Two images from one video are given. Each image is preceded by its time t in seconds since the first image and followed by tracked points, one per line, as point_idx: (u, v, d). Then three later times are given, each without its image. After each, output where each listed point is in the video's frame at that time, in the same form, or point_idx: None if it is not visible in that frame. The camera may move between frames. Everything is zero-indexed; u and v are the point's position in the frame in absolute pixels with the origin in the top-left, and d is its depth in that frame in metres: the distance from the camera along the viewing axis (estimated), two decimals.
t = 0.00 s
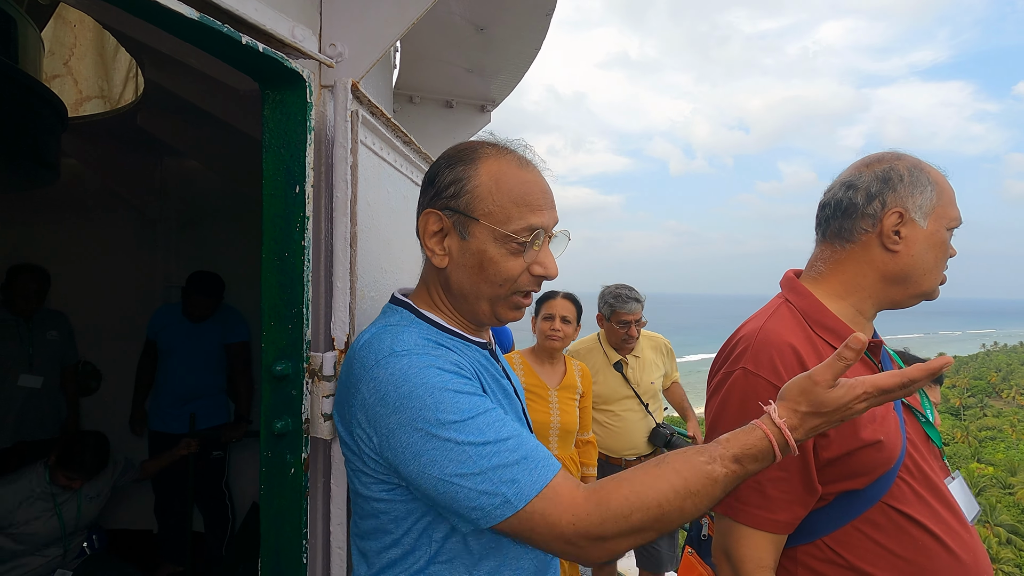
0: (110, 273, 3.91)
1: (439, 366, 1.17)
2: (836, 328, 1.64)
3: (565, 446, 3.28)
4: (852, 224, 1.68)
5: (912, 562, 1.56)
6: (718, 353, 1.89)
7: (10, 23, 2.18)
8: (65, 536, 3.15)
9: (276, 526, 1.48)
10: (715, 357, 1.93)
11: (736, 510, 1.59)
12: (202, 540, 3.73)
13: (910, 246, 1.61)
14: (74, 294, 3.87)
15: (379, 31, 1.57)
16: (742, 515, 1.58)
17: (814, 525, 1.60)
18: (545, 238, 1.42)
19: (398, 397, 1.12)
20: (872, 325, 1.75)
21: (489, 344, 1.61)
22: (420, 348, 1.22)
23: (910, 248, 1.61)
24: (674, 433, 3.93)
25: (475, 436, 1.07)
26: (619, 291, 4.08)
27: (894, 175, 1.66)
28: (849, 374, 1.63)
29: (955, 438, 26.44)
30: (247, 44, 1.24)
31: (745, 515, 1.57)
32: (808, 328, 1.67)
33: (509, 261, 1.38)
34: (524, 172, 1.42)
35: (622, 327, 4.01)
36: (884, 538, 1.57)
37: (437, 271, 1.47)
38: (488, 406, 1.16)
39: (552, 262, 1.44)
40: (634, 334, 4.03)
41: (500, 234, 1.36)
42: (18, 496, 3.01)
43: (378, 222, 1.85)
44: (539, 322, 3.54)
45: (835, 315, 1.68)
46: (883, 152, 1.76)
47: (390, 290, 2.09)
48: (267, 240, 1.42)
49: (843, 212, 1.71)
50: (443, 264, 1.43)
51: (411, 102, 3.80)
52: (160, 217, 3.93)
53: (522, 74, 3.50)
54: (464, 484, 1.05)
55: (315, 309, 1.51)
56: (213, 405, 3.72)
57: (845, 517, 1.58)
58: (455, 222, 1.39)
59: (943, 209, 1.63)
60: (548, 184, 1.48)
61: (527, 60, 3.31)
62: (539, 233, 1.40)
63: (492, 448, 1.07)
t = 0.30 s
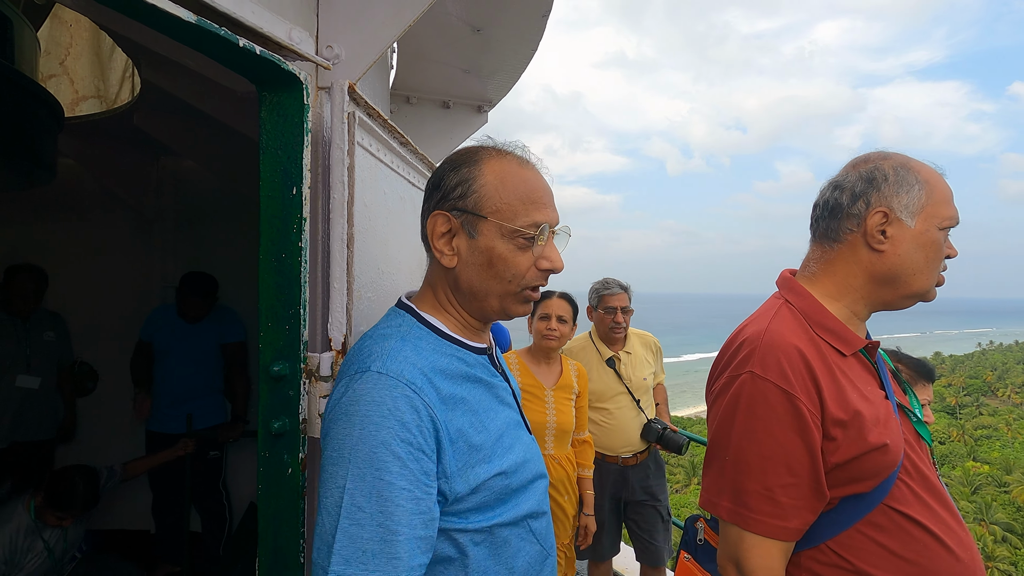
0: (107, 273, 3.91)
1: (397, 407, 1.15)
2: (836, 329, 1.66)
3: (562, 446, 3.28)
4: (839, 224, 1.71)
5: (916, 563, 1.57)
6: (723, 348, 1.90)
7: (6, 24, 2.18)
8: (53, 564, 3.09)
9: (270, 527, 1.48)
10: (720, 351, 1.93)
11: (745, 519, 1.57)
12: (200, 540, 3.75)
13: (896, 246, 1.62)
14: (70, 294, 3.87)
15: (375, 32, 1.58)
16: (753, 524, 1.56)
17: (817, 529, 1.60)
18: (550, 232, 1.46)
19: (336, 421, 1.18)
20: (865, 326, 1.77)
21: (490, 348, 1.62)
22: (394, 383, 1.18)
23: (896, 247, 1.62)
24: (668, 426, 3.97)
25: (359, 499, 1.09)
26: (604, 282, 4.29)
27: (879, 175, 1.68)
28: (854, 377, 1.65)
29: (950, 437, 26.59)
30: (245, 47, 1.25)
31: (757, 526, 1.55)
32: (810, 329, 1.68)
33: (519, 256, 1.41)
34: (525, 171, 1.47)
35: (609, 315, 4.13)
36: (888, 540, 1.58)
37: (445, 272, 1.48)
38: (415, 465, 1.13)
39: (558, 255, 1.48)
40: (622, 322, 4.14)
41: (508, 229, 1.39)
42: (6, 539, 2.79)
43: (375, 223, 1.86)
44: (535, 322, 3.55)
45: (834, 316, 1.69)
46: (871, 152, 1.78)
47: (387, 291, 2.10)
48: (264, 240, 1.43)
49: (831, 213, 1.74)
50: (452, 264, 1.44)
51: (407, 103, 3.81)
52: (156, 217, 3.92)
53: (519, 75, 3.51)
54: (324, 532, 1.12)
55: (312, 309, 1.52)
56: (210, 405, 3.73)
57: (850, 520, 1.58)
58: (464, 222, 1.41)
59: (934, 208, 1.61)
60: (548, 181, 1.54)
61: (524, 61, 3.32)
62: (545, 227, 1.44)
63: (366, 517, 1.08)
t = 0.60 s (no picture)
0: (103, 273, 3.90)
1: (363, 405, 1.16)
2: (847, 331, 1.65)
3: (559, 444, 3.29)
4: (845, 223, 1.72)
5: (928, 567, 1.58)
6: (733, 348, 1.83)
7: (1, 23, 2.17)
8: None
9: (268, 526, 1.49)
10: (729, 352, 1.86)
11: (768, 531, 1.51)
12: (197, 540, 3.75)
13: (903, 245, 1.63)
14: (66, 294, 3.85)
15: (375, 32, 1.59)
16: (778, 538, 1.49)
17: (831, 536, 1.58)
18: (539, 217, 1.47)
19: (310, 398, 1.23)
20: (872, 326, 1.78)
21: (485, 346, 1.63)
22: (367, 381, 1.19)
23: (903, 246, 1.63)
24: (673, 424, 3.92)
25: (300, 480, 1.14)
26: (602, 280, 4.39)
27: (885, 172, 1.68)
28: (868, 380, 1.63)
29: (945, 436, 26.72)
30: (246, 46, 1.26)
31: (782, 539, 1.49)
32: (826, 332, 1.65)
33: (509, 241, 1.42)
34: (510, 159, 1.50)
35: (607, 308, 4.21)
36: (901, 543, 1.58)
37: (439, 267, 1.49)
38: (367, 461, 1.15)
39: (549, 240, 1.48)
40: (620, 314, 4.19)
41: (496, 214, 1.41)
42: None
43: (375, 221, 1.87)
44: (532, 321, 3.56)
45: (846, 317, 1.68)
46: (877, 149, 1.78)
47: (387, 289, 2.11)
48: (265, 239, 1.43)
49: (837, 211, 1.75)
50: (444, 257, 1.45)
51: (406, 102, 3.80)
52: (152, 216, 3.92)
53: (518, 74, 3.52)
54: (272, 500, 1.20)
55: (313, 308, 1.52)
56: (207, 405, 3.73)
57: (864, 526, 1.57)
58: (453, 212, 1.43)
59: (942, 206, 1.62)
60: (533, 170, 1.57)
61: (523, 60, 3.33)
62: (532, 211, 1.45)
63: (302, 497, 1.13)
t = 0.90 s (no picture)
0: (100, 273, 3.89)
1: (363, 401, 1.16)
2: (853, 334, 1.62)
3: (558, 444, 3.30)
4: (847, 221, 1.73)
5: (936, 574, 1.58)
6: (737, 352, 1.78)
7: None
8: None
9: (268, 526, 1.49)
10: (733, 356, 1.81)
11: (783, 547, 1.46)
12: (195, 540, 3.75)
13: (908, 245, 1.64)
14: (62, 294, 3.84)
15: (375, 33, 1.59)
16: (793, 554, 1.45)
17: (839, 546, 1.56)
18: (508, 209, 1.47)
19: (309, 399, 1.21)
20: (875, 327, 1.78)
21: (480, 344, 1.64)
22: (366, 376, 1.19)
23: (908, 245, 1.64)
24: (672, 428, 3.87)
25: (308, 481, 1.13)
26: (617, 278, 4.39)
27: (890, 169, 1.69)
28: (875, 384, 1.62)
29: (941, 435, 26.83)
30: (246, 45, 1.26)
31: (797, 555, 1.44)
32: (833, 337, 1.62)
33: (474, 234, 1.43)
34: (483, 153, 1.51)
35: (620, 306, 4.21)
36: (909, 552, 1.58)
37: (417, 264, 1.54)
38: (373, 460, 1.15)
39: (521, 231, 1.47)
40: (633, 312, 4.17)
41: (461, 207, 1.44)
42: None
43: (374, 220, 1.87)
44: (529, 321, 3.57)
45: (852, 321, 1.66)
46: (881, 146, 1.79)
47: (387, 289, 2.11)
48: (264, 239, 1.43)
49: (840, 209, 1.76)
50: (419, 253, 1.51)
51: (404, 102, 3.79)
52: (150, 216, 3.90)
53: (516, 74, 3.52)
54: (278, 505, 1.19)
55: (312, 307, 1.53)
56: (206, 405, 3.72)
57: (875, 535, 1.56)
58: (423, 209, 1.49)
59: (949, 204, 1.63)
60: (514, 164, 1.57)
61: (521, 60, 3.33)
62: (499, 202, 1.45)
63: (311, 499, 1.12)
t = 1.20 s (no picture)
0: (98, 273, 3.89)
1: (361, 398, 1.17)
2: (857, 340, 1.62)
3: (557, 444, 3.30)
4: (848, 220, 1.73)
5: None
6: (736, 357, 1.78)
7: None
8: None
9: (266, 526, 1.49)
10: (731, 361, 1.81)
11: (783, 564, 1.47)
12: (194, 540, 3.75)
13: (910, 244, 1.64)
14: (60, 295, 3.83)
15: (374, 34, 1.60)
16: (793, 571, 1.46)
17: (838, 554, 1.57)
18: (495, 210, 1.47)
19: (307, 400, 1.21)
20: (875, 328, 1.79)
21: (478, 345, 1.65)
22: (363, 373, 1.20)
23: (910, 244, 1.64)
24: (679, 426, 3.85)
25: (310, 481, 1.13)
26: (633, 279, 4.38)
27: (892, 167, 1.69)
28: (877, 391, 1.62)
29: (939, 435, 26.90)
30: (245, 48, 1.26)
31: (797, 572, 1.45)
32: (835, 343, 1.63)
33: (460, 235, 1.45)
34: (474, 154, 1.52)
35: (638, 307, 4.19)
36: (910, 561, 1.59)
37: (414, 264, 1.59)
38: (373, 458, 1.15)
39: (508, 232, 1.47)
40: (651, 313, 4.17)
41: (447, 208, 1.46)
42: None
43: (373, 221, 1.87)
44: (529, 322, 3.57)
45: (852, 326, 1.66)
46: (882, 143, 1.79)
47: (386, 289, 2.11)
48: (264, 240, 1.44)
49: (840, 207, 1.76)
50: (413, 253, 1.56)
51: (403, 103, 3.79)
52: (148, 217, 3.90)
53: (514, 75, 3.52)
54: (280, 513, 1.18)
55: (311, 308, 1.53)
56: (204, 405, 3.71)
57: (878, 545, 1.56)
58: (416, 211, 1.53)
59: (951, 202, 1.64)
60: (509, 163, 1.56)
61: (519, 62, 3.33)
62: (483, 203, 1.46)
63: (314, 501, 1.12)
